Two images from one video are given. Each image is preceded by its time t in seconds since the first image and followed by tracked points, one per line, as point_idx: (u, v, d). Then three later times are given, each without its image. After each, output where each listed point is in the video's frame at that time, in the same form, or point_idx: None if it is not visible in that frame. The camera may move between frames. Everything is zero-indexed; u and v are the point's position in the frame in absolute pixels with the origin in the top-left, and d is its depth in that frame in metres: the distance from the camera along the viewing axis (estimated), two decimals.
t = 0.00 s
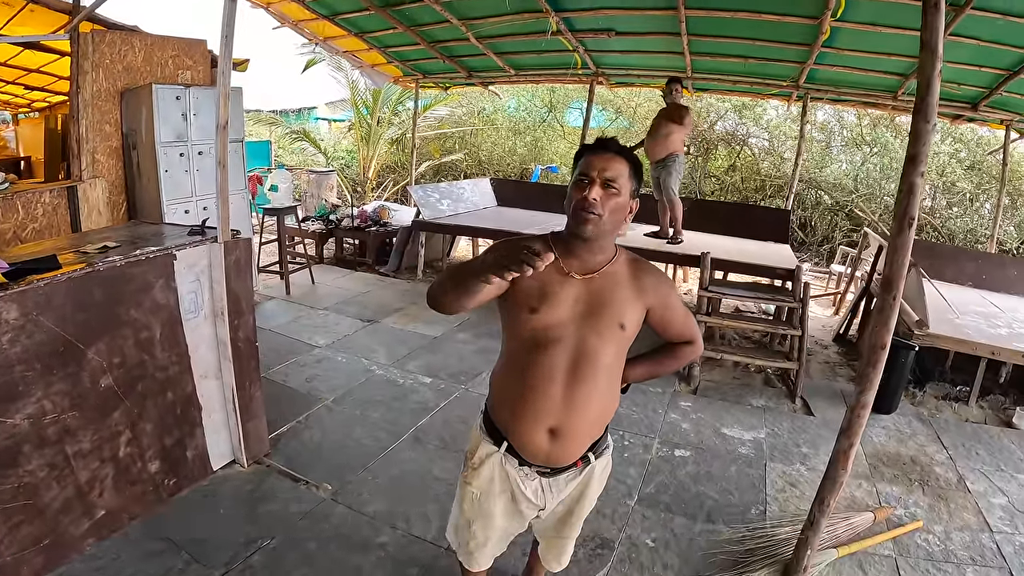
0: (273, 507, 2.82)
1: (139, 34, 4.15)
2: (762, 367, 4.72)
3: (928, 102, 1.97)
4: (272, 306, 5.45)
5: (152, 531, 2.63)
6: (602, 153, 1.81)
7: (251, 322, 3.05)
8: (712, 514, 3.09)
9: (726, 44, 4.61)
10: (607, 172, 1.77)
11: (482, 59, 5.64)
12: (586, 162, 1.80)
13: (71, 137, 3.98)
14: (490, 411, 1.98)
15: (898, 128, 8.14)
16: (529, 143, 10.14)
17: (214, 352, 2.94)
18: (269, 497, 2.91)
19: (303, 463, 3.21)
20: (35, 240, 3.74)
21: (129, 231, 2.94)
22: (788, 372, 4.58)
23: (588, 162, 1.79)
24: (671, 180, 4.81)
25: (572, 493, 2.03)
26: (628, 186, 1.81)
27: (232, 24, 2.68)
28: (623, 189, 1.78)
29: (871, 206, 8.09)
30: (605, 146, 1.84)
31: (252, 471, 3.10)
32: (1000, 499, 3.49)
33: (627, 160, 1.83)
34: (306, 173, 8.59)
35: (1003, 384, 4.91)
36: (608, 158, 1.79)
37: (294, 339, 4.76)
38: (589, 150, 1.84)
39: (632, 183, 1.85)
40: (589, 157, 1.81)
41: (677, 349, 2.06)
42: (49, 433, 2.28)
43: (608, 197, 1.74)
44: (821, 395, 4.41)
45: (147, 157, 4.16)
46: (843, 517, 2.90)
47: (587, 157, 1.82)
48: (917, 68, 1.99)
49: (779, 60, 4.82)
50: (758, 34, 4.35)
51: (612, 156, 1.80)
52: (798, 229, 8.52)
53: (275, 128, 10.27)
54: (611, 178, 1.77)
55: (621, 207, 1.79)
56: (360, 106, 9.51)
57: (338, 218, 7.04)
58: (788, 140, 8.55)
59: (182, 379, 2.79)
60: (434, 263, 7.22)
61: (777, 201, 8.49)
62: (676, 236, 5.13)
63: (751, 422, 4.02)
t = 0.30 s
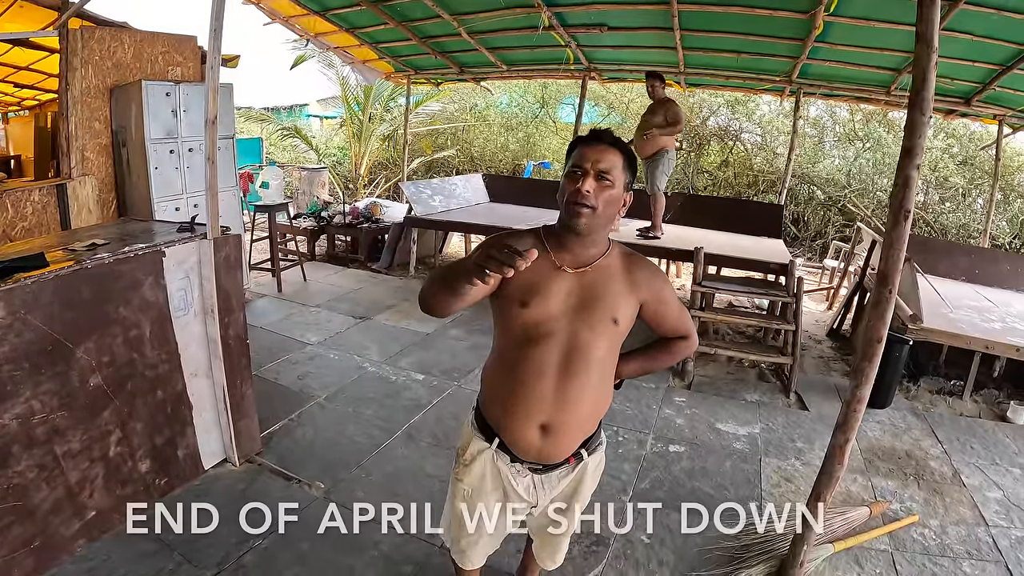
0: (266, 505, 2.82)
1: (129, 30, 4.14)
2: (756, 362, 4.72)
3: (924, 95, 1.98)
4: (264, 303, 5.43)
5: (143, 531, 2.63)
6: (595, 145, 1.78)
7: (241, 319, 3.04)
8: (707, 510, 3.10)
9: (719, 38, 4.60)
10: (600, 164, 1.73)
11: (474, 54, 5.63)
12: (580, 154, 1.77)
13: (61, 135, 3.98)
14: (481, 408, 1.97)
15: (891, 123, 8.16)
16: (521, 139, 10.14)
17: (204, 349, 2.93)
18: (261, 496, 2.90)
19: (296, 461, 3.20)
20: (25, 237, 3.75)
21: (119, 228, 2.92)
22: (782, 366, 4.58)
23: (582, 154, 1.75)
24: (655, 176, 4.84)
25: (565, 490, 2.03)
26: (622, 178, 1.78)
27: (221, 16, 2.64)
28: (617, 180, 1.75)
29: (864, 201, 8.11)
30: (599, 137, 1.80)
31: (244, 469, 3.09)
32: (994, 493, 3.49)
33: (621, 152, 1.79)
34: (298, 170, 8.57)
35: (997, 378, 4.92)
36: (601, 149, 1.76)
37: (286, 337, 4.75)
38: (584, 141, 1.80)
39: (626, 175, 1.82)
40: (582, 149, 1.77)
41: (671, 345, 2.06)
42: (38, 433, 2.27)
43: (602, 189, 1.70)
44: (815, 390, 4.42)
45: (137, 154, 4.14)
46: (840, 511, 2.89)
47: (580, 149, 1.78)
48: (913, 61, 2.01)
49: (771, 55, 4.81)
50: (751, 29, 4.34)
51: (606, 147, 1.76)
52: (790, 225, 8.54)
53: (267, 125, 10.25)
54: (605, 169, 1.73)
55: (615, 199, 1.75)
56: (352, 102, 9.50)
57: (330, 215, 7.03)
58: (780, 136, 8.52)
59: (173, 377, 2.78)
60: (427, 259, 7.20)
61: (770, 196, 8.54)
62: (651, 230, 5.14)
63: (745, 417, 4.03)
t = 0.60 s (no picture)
0: (260, 504, 2.81)
1: (122, 27, 4.12)
2: (751, 359, 4.73)
3: (919, 90, 1.99)
4: (258, 302, 5.43)
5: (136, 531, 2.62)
6: (585, 139, 1.76)
7: (234, 318, 3.03)
8: (702, 506, 3.11)
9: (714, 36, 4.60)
10: (590, 157, 1.72)
11: (469, 52, 5.62)
12: (569, 148, 1.75)
13: (54, 133, 3.97)
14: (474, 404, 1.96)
15: (886, 121, 8.18)
16: (516, 137, 10.14)
17: (197, 348, 2.92)
18: (256, 495, 2.89)
19: (290, 460, 3.19)
20: (17, 236, 3.75)
21: (111, 225, 2.92)
22: (777, 364, 4.58)
23: (572, 148, 1.74)
24: (644, 174, 4.85)
25: (560, 488, 2.03)
26: (613, 171, 1.77)
27: (214, 13, 2.63)
28: (606, 174, 1.73)
29: (859, 199, 8.13)
30: (590, 131, 1.79)
31: (238, 468, 3.08)
32: (990, 490, 3.50)
33: (611, 146, 1.77)
34: (292, 168, 8.56)
35: (992, 375, 4.93)
36: (591, 143, 1.74)
37: (280, 335, 4.74)
38: (573, 135, 1.79)
39: (617, 170, 1.81)
40: (572, 143, 1.76)
41: (665, 340, 2.06)
42: (30, 432, 2.26)
43: (591, 182, 1.69)
44: (811, 387, 4.43)
45: (130, 151, 4.13)
46: (836, 509, 2.89)
47: (570, 143, 1.77)
48: (910, 55, 2.01)
49: (767, 52, 4.81)
50: (747, 26, 4.34)
51: (596, 141, 1.75)
52: (786, 222, 8.56)
53: (261, 123, 10.24)
54: (594, 162, 1.71)
55: (605, 192, 1.73)
56: (347, 100, 9.50)
57: (325, 213, 7.02)
58: (776, 133, 8.57)
59: (165, 376, 2.77)
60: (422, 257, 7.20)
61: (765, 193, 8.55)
62: (637, 228, 5.15)
63: (740, 414, 4.03)
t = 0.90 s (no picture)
0: (258, 504, 2.81)
1: (119, 27, 4.12)
2: (749, 358, 4.74)
3: (917, 90, 1.99)
4: (255, 301, 5.42)
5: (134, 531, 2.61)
6: (587, 136, 1.77)
7: (232, 317, 3.03)
8: (700, 505, 3.11)
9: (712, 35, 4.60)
10: (591, 155, 1.72)
11: (467, 51, 5.62)
12: (569, 145, 1.76)
13: (50, 132, 3.97)
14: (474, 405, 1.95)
15: (883, 120, 8.19)
16: (514, 136, 10.14)
17: (194, 347, 2.91)
18: (253, 495, 2.89)
19: (288, 460, 3.19)
20: (14, 235, 3.75)
21: (109, 224, 2.92)
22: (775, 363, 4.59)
23: (573, 145, 1.75)
24: (641, 174, 4.85)
25: (559, 487, 2.03)
26: (613, 171, 1.78)
27: (212, 12, 2.62)
28: (607, 173, 1.75)
29: (856, 198, 8.15)
30: (590, 129, 1.80)
31: (236, 468, 3.08)
32: (988, 489, 3.51)
33: (611, 144, 1.78)
34: (290, 167, 8.57)
35: (990, 374, 4.94)
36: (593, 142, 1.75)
37: (277, 334, 4.74)
38: (575, 133, 1.80)
39: (618, 168, 1.82)
40: (572, 141, 1.76)
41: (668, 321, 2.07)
42: (27, 433, 2.26)
43: (591, 180, 1.68)
44: (808, 386, 4.44)
45: (127, 151, 4.13)
46: (834, 507, 2.89)
47: (571, 141, 1.77)
48: (907, 56, 2.01)
49: (764, 52, 4.82)
50: (744, 25, 4.34)
51: (598, 140, 1.76)
52: (783, 222, 8.57)
53: (259, 122, 10.24)
54: (596, 160, 1.72)
55: (605, 190, 1.74)
56: (344, 99, 9.51)
57: (322, 213, 7.02)
58: (773, 133, 8.56)
59: (163, 375, 2.77)
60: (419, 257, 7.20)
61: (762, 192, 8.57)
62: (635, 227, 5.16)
63: (738, 413, 4.04)
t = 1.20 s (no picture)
0: (258, 503, 2.81)
1: (120, 27, 4.12)
2: (749, 359, 4.75)
3: (917, 93, 2.00)
4: (256, 302, 5.43)
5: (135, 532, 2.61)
6: (586, 147, 1.72)
7: (233, 318, 3.03)
8: (700, 505, 3.12)
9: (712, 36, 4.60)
10: (592, 170, 1.69)
11: (467, 52, 5.63)
12: (569, 157, 1.72)
13: (51, 132, 3.97)
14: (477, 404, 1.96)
15: (882, 122, 8.21)
16: (514, 137, 10.15)
17: (196, 348, 2.92)
18: (255, 495, 2.90)
19: (289, 460, 3.19)
20: (15, 235, 3.76)
21: (110, 225, 2.92)
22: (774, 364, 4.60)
23: (573, 157, 1.70)
24: (644, 175, 4.89)
25: (561, 487, 2.04)
26: (613, 183, 1.75)
27: (213, 13, 2.63)
28: (607, 186, 1.72)
29: (856, 199, 8.16)
30: (592, 137, 1.75)
31: (237, 468, 3.08)
32: (987, 489, 3.52)
33: (613, 155, 1.74)
34: (290, 168, 8.57)
35: (989, 375, 4.95)
36: (594, 154, 1.70)
37: (278, 334, 4.74)
38: (574, 141, 1.74)
39: (618, 179, 1.79)
40: (573, 152, 1.72)
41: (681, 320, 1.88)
42: (30, 433, 2.26)
43: (591, 196, 1.68)
44: (808, 387, 4.45)
45: (128, 151, 4.13)
46: (833, 508, 2.89)
47: (571, 152, 1.73)
48: (907, 58, 2.02)
49: (764, 53, 4.82)
50: (744, 27, 4.35)
51: (598, 152, 1.71)
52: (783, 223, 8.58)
53: (259, 121, 10.25)
54: (596, 175, 1.69)
55: (603, 202, 1.74)
56: (345, 100, 9.53)
57: (323, 213, 7.03)
58: (773, 134, 8.57)
59: (165, 376, 2.77)
60: (419, 257, 7.21)
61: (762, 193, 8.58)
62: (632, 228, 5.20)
63: (738, 414, 4.04)
